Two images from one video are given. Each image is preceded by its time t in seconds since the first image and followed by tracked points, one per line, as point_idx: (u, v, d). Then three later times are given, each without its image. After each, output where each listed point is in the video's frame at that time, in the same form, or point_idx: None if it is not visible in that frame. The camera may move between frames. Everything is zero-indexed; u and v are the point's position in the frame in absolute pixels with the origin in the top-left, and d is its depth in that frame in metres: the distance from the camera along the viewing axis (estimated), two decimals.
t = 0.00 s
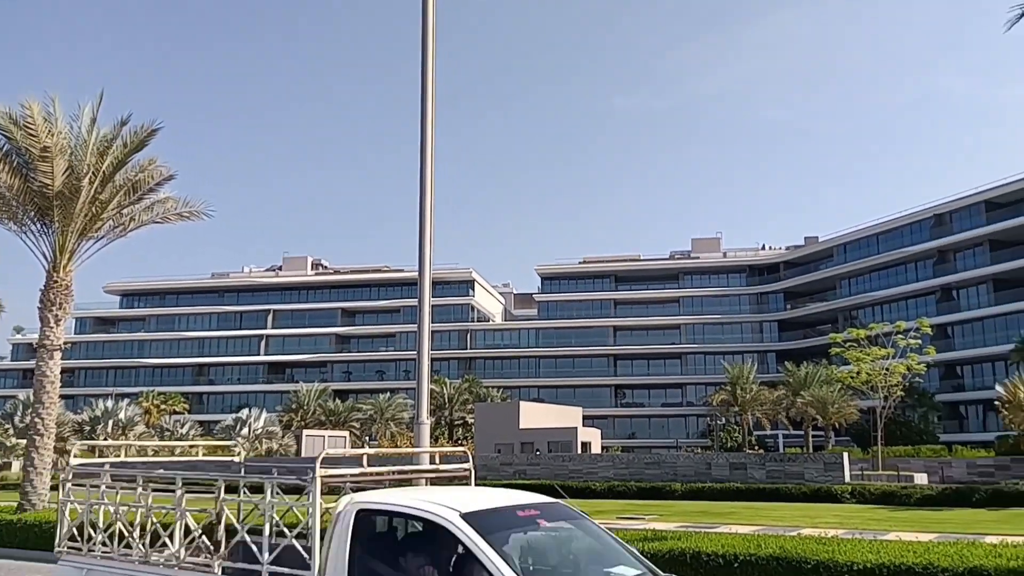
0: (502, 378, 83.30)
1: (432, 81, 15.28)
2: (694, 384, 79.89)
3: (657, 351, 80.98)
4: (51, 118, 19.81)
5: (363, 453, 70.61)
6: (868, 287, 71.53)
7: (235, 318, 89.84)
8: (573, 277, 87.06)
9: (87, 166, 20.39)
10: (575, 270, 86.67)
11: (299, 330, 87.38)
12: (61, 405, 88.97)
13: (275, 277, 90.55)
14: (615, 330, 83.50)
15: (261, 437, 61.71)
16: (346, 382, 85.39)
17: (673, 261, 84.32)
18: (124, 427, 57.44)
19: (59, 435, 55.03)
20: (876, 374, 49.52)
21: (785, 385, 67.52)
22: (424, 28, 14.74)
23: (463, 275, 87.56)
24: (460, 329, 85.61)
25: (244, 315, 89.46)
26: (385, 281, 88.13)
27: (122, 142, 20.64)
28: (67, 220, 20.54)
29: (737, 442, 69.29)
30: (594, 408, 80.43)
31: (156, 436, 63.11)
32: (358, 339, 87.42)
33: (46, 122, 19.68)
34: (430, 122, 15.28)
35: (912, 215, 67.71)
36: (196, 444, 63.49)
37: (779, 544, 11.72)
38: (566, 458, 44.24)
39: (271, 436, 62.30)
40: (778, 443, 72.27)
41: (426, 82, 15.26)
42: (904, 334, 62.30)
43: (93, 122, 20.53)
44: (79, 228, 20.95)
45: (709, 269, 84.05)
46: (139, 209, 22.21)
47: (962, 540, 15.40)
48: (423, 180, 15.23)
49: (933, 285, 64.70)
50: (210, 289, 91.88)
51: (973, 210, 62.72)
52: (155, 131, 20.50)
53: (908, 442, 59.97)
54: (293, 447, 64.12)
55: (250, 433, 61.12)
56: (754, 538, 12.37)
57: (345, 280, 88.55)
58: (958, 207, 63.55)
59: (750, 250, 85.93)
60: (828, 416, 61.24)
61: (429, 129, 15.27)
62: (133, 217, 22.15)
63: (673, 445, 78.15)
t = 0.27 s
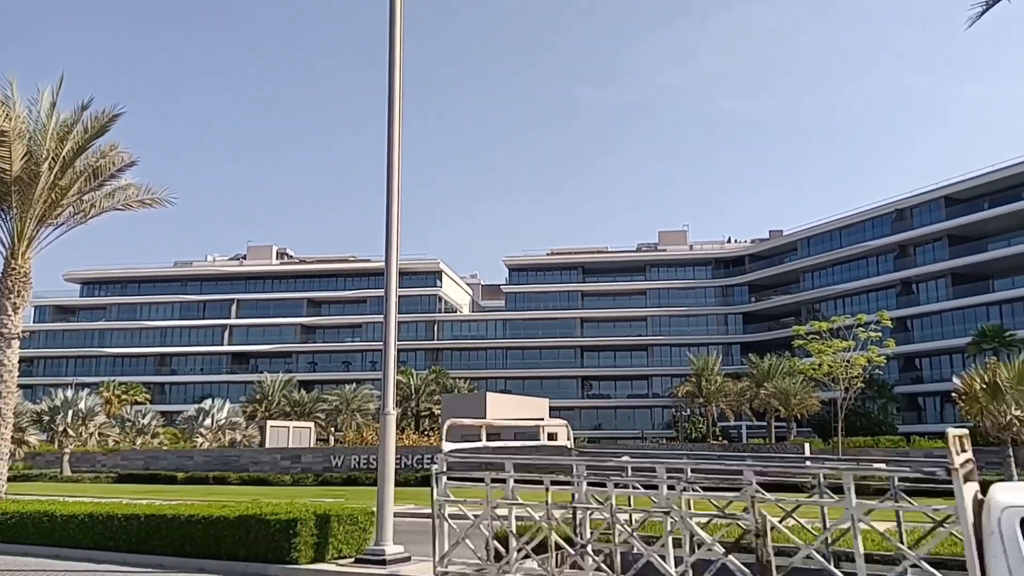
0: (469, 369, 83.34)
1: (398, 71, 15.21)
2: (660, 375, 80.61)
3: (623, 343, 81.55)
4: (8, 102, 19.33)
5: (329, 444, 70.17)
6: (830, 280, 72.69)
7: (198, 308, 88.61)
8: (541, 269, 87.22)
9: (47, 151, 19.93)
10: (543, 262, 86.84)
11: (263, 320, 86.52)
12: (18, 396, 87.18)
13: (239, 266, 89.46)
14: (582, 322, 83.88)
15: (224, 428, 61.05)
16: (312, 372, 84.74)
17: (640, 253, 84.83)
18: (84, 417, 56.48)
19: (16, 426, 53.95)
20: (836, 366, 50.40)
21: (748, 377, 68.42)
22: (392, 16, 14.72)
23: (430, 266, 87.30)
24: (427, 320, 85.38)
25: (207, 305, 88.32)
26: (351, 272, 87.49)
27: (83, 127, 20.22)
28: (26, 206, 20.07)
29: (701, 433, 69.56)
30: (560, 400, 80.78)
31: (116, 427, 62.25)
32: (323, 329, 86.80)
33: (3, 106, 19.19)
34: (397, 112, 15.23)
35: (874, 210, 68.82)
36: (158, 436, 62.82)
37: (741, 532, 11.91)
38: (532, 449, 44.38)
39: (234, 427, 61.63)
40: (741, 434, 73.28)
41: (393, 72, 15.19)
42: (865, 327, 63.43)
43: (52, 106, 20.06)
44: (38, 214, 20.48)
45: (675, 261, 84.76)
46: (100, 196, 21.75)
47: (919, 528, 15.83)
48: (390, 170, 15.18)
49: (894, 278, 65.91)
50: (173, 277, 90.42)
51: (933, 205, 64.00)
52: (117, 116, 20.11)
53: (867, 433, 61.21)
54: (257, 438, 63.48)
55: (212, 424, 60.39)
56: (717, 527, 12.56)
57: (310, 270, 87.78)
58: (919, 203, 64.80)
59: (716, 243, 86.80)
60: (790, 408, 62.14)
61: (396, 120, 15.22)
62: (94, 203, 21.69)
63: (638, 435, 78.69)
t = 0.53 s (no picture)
0: (448, 359, 83.29)
1: (375, 58, 15.11)
2: (637, 364, 81.02)
3: (601, 332, 81.86)
4: None
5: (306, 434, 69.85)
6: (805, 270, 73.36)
7: (173, 297, 87.72)
8: (519, 258, 87.18)
9: (18, 138, 19.59)
10: (521, 251, 86.79)
11: (240, 310, 85.83)
12: None
13: (215, 255, 88.57)
14: (560, 311, 84.03)
15: (201, 418, 60.58)
16: (289, 362, 84.24)
17: (618, 243, 85.05)
18: (58, 407, 55.79)
19: None
20: (812, 355, 50.93)
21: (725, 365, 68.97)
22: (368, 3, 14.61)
23: (408, 256, 86.95)
24: (405, 310, 85.16)
25: (182, 294, 87.41)
26: (328, 261, 86.91)
27: (55, 114, 19.89)
28: None
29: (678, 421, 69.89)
30: (539, 389, 80.95)
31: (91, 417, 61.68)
32: (300, 319, 86.33)
33: None
34: (374, 100, 15.13)
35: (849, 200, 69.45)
36: (133, 426, 62.34)
37: (717, 519, 11.99)
38: (510, 438, 44.46)
39: (211, 417, 61.14)
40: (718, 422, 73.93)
41: (370, 60, 15.09)
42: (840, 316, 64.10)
43: (23, 92, 19.69)
44: (10, 202, 20.11)
45: (653, 251, 85.10)
46: (72, 184, 21.39)
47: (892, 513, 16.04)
48: (367, 159, 15.09)
49: (868, 268, 66.62)
50: (147, 267, 89.35)
51: (907, 195, 64.72)
52: (89, 103, 19.80)
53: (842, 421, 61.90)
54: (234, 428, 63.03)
55: (189, 414, 59.94)
56: (694, 513, 12.65)
57: (286, 259, 87.09)
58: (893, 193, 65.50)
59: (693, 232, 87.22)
60: (766, 396, 62.75)
61: (373, 108, 15.12)
62: (66, 191, 21.33)
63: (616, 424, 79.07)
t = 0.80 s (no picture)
0: (445, 348, 83.36)
1: (373, 44, 15.01)
2: (635, 353, 81.13)
3: (599, 321, 81.92)
4: None
5: (304, 423, 69.92)
6: (803, 258, 73.38)
7: (170, 286, 87.60)
8: (517, 247, 87.08)
9: (13, 125, 19.50)
10: (518, 240, 86.67)
11: (237, 298, 85.79)
12: None
13: (211, 243, 88.34)
14: (558, 300, 84.03)
15: (198, 406, 60.62)
16: (286, 351, 84.25)
17: (616, 231, 84.97)
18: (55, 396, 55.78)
19: None
20: (810, 343, 50.98)
21: (722, 354, 69.09)
22: None
23: (405, 245, 86.79)
24: (403, 299, 85.12)
25: (179, 283, 87.30)
26: (325, 250, 86.76)
27: (50, 101, 19.75)
28: None
29: (676, 410, 69.93)
30: (536, 377, 81.01)
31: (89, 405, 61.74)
32: (298, 308, 86.32)
33: None
34: (371, 87, 15.05)
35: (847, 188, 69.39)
36: (131, 414, 62.40)
37: (715, 506, 12.04)
38: (508, 426, 44.52)
39: (208, 405, 61.18)
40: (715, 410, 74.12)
41: (368, 47, 14.99)
42: (837, 304, 64.21)
43: (19, 79, 19.55)
44: (5, 189, 20.02)
45: (650, 240, 85.08)
46: (69, 170, 21.24)
47: (890, 500, 16.11)
48: (365, 146, 15.03)
49: (866, 256, 66.66)
50: (144, 255, 89.16)
51: (905, 183, 64.69)
52: (85, 90, 19.66)
53: (839, 409, 62.16)
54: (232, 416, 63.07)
55: (186, 402, 59.99)
56: (692, 500, 12.69)
57: (283, 248, 86.92)
58: (891, 181, 65.43)
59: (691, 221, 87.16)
60: (763, 384, 62.88)
61: (370, 95, 15.04)
62: (63, 178, 21.20)
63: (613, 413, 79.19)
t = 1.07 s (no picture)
0: (445, 344, 83.37)
1: (374, 41, 15.00)
2: (634, 349, 81.16)
3: (599, 317, 81.94)
4: None
5: (304, 419, 69.96)
6: (803, 255, 73.38)
7: (170, 282, 87.55)
8: (516, 243, 87.05)
9: (13, 120, 19.47)
10: (518, 236, 86.64)
11: (237, 295, 85.78)
12: None
13: (211, 240, 88.29)
14: (557, 296, 84.03)
15: (199, 402, 60.62)
16: (286, 347, 84.27)
17: (616, 228, 84.96)
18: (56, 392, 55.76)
19: None
20: (810, 340, 51.00)
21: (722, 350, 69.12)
22: None
23: (405, 241, 86.73)
24: (403, 295, 85.09)
25: (179, 279, 87.27)
26: (325, 246, 86.71)
27: (50, 97, 19.73)
28: None
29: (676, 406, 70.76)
30: (536, 374, 81.03)
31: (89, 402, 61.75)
32: (298, 305, 86.32)
33: None
34: (372, 83, 15.04)
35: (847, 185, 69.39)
36: (132, 411, 62.42)
37: (716, 502, 12.04)
38: (508, 422, 44.53)
39: (209, 402, 61.21)
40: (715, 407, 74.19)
41: (368, 43, 14.98)
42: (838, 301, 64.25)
43: (18, 75, 19.53)
44: (5, 185, 20.00)
45: (650, 236, 85.06)
46: (69, 166, 21.25)
47: (891, 496, 16.14)
48: (366, 142, 15.02)
49: (866, 253, 66.66)
50: (144, 251, 89.10)
51: (906, 179, 64.71)
52: (85, 85, 19.65)
53: (839, 405, 62.29)
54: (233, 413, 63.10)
55: (187, 398, 59.99)
56: (693, 496, 12.70)
57: (283, 244, 86.89)
58: (892, 177, 65.45)
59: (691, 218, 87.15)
60: (763, 380, 62.94)
61: (371, 91, 15.03)
62: (63, 173, 21.20)
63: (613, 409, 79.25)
